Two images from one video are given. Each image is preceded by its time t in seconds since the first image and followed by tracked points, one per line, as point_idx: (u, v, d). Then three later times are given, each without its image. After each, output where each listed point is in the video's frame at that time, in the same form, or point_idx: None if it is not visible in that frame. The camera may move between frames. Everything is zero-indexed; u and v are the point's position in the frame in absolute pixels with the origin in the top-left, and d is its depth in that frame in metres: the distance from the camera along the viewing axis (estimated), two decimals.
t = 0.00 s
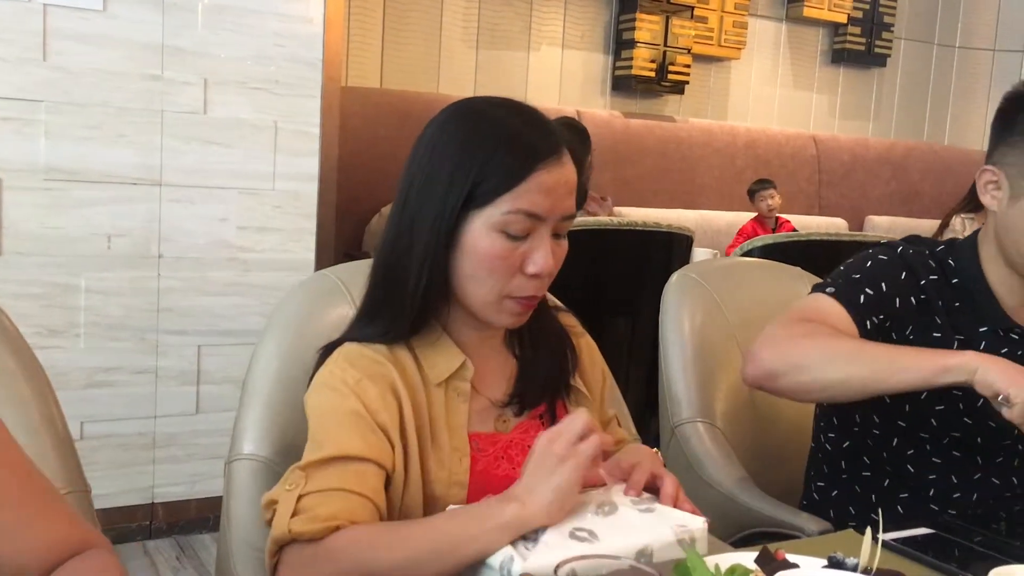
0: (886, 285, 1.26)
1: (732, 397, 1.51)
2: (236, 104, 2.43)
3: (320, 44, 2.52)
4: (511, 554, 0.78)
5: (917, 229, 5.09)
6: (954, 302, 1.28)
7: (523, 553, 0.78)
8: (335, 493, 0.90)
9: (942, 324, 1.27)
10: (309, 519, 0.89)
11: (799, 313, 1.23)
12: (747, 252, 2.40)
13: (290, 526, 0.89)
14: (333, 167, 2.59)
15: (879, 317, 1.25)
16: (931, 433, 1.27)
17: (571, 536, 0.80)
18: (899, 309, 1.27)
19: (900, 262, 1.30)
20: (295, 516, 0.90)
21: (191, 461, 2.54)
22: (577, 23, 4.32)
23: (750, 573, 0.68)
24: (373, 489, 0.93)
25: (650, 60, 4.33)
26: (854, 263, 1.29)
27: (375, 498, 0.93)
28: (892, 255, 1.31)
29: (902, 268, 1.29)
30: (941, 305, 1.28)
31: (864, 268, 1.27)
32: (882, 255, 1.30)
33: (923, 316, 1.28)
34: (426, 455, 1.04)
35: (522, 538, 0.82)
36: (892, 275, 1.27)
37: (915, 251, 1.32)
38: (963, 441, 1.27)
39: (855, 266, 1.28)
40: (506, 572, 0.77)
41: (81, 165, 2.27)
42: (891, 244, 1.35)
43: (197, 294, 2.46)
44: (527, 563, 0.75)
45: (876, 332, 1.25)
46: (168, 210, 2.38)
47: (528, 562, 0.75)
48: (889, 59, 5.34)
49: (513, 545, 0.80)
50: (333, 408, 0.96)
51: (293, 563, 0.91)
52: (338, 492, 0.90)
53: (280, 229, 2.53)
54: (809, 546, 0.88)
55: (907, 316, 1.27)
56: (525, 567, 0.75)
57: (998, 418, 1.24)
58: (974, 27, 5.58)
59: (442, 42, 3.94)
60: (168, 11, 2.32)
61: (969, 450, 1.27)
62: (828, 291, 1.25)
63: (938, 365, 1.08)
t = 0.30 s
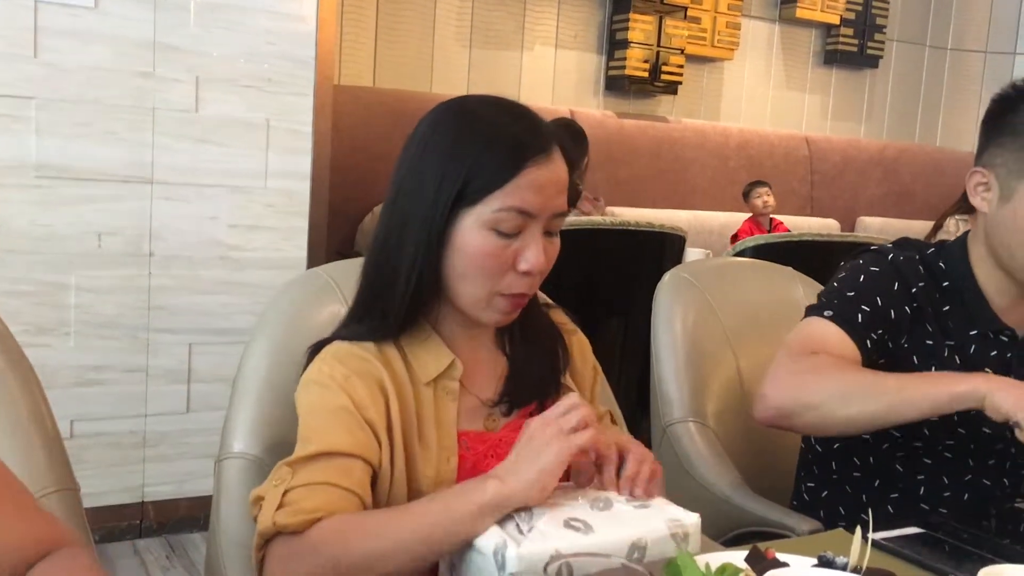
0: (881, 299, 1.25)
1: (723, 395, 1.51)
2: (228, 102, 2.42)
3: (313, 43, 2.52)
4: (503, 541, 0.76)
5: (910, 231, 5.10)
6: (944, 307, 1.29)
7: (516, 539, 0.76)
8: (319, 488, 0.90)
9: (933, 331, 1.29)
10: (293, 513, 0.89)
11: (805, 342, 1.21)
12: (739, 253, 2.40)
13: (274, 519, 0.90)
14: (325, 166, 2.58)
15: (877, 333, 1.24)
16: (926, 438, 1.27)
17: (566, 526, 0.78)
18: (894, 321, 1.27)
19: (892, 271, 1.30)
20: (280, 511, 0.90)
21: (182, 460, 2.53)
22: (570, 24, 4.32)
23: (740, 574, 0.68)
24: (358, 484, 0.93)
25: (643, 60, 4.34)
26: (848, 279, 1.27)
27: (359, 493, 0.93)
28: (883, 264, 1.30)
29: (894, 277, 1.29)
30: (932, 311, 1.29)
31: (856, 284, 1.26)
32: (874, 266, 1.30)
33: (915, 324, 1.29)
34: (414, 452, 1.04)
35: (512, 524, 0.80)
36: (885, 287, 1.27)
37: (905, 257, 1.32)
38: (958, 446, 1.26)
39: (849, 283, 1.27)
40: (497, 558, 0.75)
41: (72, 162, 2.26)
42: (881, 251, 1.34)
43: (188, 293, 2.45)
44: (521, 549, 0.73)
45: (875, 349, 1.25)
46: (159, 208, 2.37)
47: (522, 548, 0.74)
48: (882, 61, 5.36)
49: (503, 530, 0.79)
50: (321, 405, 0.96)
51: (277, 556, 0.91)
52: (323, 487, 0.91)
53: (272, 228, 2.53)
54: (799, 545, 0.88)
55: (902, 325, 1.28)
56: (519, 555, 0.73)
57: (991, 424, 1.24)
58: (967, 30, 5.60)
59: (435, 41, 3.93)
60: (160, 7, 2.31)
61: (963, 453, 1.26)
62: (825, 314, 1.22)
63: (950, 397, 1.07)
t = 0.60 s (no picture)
0: (886, 297, 1.26)
1: (718, 394, 1.51)
2: (224, 102, 2.42)
3: (309, 42, 2.52)
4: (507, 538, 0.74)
5: (904, 232, 5.11)
6: (942, 309, 1.30)
7: (520, 538, 0.74)
8: (321, 462, 0.91)
9: (933, 333, 1.30)
10: (295, 486, 0.89)
11: (820, 341, 1.20)
12: (735, 253, 2.41)
13: (275, 492, 0.89)
14: (321, 166, 2.58)
15: (884, 331, 1.25)
16: (921, 441, 1.28)
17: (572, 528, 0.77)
18: (898, 320, 1.27)
19: (894, 271, 1.30)
20: (281, 484, 0.90)
21: (176, 459, 2.53)
22: (567, 24, 4.32)
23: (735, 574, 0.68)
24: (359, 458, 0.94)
25: (639, 61, 4.34)
26: (852, 277, 1.28)
27: (361, 469, 0.94)
28: (885, 264, 1.31)
29: (897, 277, 1.29)
30: (931, 313, 1.30)
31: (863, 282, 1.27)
32: (877, 265, 1.30)
33: (916, 325, 1.30)
34: (410, 443, 1.04)
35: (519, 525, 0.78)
36: (889, 286, 1.27)
37: (906, 258, 1.32)
38: (953, 448, 1.27)
39: (854, 280, 1.27)
40: (499, 557, 0.74)
41: (67, 161, 2.26)
42: (882, 251, 1.35)
43: (183, 292, 2.44)
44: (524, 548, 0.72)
45: (881, 346, 1.25)
46: (155, 207, 2.37)
47: (525, 547, 0.72)
48: (877, 62, 5.37)
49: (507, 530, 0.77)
50: (320, 386, 0.96)
51: (281, 532, 0.91)
52: (326, 463, 0.91)
53: (267, 228, 2.52)
54: (793, 546, 0.89)
55: (904, 326, 1.28)
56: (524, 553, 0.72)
57: (987, 426, 1.26)
58: (962, 32, 5.62)
59: (431, 41, 3.93)
60: (156, 6, 2.31)
61: (957, 455, 1.28)
62: (837, 312, 1.23)
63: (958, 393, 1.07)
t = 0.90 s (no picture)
0: (891, 298, 1.26)
1: (718, 394, 1.51)
2: (223, 102, 2.41)
3: (308, 43, 2.51)
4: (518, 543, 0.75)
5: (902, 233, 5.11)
6: (945, 311, 1.30)
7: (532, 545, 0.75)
8: (337, 451, 0.91)
9: (937, 335, 1.29)
10: (314, 475, 0.90)
11: (825, 341, 1.20)
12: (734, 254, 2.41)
13: (298, 481, 0.90)
14: (321, 166, 2.58)
15: (888, 332, 1.25)
16: (924, 443, 1.28)
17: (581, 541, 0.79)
18: (902, 321, 1.27)
19: (898, 272, 1.30)
20: (301, 474, 0.90)
21: (175, 460, 2.52)
22: (567, 24, 4.32)
23: (735, 574, 0.68)
24: (371, 447, 0.95)
25: (638, 62, 4.34)
26: (856, 278, 1.28)
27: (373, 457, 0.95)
28: (889, 265, 1.30)
29: (901, 279, 1.29)
30: (934, 315, 1.30)
31: (866, 283, 1.26)
32: (881, 266, 1.30)
33: (921, 327, 1.29)
34: (412, 435, 1.04)
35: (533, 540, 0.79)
36: (893, 287, 1.27)
37: (909, 260, 1.32)
38: (955, 450, 1.28)
39: (857, 280, 1.27)
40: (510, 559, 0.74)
41: (66, 162, 2.26)
42: (885, 252, 1.34)
43: (182, 292, 2.44)
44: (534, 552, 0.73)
45: (886, 347, 1.25)
46: (154, 207, 2.37)
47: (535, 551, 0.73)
48: (876, 63, 5.37)
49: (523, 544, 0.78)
50: (329, 376, 0.97)
51: (296, 519, 0.92)
52: (341, 452, 0.91)
53: (266, 228, 2.52)
54: (793, 546, 0.88)
55: (908, 327, 1.28)
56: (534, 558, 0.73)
57: (990, 428, 1.27)
58: (961, 33, 5.62)
59: (431, 41, 3.93)
60: (155, 7, 2.30)
61: (959, 457, 1.28)
62: (840, 312, 1.22)
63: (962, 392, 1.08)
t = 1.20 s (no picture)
0: (898, 303, 1.26)
1: (720, 394, 1.52)
2: (225, 103, 2.42)
3: (310, 44, 2.52)
4: (520, 536, 0.73)
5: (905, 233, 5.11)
6: (952, 314, 1.30)
7: (534, 536, 0.73)
8: (327, 464, 0.90)
9: (944, 339, 1.30)
10: (301, 490, 0.89)
11: (836, 349, 1.19)
12: (737, 254, 2.41)
13: (282, 497, 0.89)
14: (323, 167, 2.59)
15: (896, 337, 1.25)
16: (928, 446, 1.27)
17: (582, 530, 0.76)
18: (910, 326, 1.27)
19: (904, 276, 1.30)
20: (287, 489, 0.89)
21: (177, 460, 2.53)
22: (569, 25, 4.33)
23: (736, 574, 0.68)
24: (364, 458, 0.94)
25: (640, 62, 4.34)
26: (863, 282, 1.28)
27: (366, 468, 0.94)
28: (895, 269, 1.31)
29: (908, 283, 1.29)
30: (941, 318, 1.30)
31: (873, 287, 1.26)
32: (888, 270, 1.30)
33: (927, 331, 1.30)
34: (410, 439, 1.05)
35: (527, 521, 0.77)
36: (900, 291, 1.27)
37: (916, 263, 1.32)
38: (960, 453, 1.28)
39: (864, 284, 1.27)
40: (512, 554, 0.73)
41: (68, 163, 2.26)
42: (892, 256, 1.34)
43: (184, 293, 2.44)
44: (541, 546, 0.71)
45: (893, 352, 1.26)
46: (156, 208, 2.37)
47: (541, 545, 0.71)
48: (878, 63, 5.36)
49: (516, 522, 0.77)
50: (322, 386, 0.96)
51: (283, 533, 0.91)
52: (331, 463, 0.90)
53: (269, 229, 2.53)
54: (794, 547, 0.89)
55: (915, 331, 1.28)
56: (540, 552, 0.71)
57: (996, 432, 1.26)
58: (963, 33, 5.61)
59: (433, 42, 3.94)
60: (157, 8, 2.31)
61: (964, 460, 1.28)
62: (849, 318, 1.22)
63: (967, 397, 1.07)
